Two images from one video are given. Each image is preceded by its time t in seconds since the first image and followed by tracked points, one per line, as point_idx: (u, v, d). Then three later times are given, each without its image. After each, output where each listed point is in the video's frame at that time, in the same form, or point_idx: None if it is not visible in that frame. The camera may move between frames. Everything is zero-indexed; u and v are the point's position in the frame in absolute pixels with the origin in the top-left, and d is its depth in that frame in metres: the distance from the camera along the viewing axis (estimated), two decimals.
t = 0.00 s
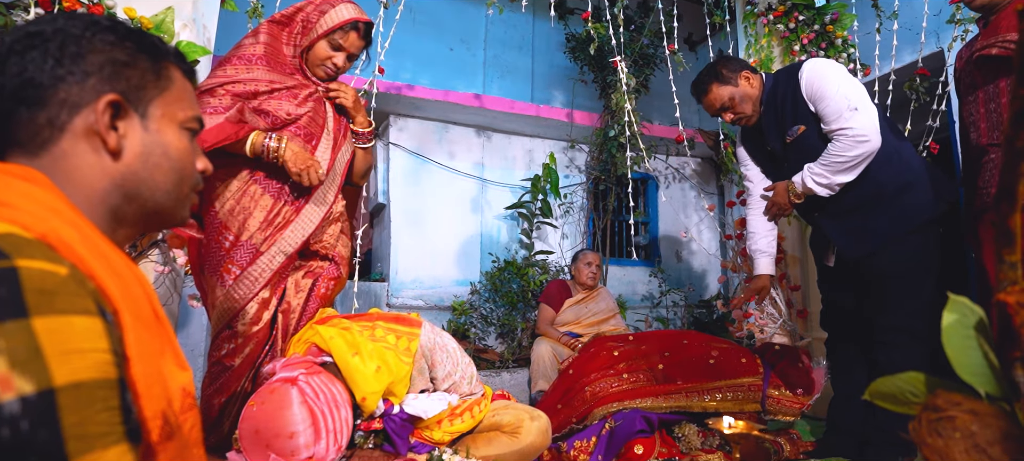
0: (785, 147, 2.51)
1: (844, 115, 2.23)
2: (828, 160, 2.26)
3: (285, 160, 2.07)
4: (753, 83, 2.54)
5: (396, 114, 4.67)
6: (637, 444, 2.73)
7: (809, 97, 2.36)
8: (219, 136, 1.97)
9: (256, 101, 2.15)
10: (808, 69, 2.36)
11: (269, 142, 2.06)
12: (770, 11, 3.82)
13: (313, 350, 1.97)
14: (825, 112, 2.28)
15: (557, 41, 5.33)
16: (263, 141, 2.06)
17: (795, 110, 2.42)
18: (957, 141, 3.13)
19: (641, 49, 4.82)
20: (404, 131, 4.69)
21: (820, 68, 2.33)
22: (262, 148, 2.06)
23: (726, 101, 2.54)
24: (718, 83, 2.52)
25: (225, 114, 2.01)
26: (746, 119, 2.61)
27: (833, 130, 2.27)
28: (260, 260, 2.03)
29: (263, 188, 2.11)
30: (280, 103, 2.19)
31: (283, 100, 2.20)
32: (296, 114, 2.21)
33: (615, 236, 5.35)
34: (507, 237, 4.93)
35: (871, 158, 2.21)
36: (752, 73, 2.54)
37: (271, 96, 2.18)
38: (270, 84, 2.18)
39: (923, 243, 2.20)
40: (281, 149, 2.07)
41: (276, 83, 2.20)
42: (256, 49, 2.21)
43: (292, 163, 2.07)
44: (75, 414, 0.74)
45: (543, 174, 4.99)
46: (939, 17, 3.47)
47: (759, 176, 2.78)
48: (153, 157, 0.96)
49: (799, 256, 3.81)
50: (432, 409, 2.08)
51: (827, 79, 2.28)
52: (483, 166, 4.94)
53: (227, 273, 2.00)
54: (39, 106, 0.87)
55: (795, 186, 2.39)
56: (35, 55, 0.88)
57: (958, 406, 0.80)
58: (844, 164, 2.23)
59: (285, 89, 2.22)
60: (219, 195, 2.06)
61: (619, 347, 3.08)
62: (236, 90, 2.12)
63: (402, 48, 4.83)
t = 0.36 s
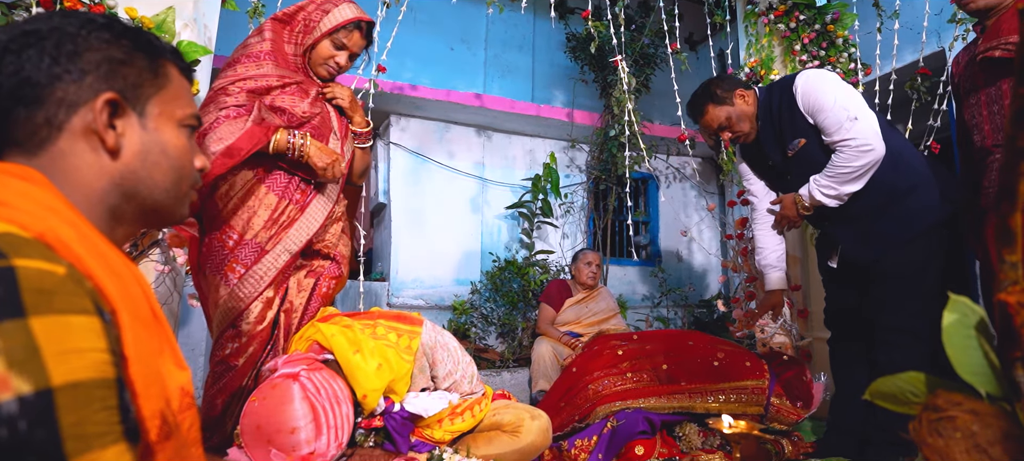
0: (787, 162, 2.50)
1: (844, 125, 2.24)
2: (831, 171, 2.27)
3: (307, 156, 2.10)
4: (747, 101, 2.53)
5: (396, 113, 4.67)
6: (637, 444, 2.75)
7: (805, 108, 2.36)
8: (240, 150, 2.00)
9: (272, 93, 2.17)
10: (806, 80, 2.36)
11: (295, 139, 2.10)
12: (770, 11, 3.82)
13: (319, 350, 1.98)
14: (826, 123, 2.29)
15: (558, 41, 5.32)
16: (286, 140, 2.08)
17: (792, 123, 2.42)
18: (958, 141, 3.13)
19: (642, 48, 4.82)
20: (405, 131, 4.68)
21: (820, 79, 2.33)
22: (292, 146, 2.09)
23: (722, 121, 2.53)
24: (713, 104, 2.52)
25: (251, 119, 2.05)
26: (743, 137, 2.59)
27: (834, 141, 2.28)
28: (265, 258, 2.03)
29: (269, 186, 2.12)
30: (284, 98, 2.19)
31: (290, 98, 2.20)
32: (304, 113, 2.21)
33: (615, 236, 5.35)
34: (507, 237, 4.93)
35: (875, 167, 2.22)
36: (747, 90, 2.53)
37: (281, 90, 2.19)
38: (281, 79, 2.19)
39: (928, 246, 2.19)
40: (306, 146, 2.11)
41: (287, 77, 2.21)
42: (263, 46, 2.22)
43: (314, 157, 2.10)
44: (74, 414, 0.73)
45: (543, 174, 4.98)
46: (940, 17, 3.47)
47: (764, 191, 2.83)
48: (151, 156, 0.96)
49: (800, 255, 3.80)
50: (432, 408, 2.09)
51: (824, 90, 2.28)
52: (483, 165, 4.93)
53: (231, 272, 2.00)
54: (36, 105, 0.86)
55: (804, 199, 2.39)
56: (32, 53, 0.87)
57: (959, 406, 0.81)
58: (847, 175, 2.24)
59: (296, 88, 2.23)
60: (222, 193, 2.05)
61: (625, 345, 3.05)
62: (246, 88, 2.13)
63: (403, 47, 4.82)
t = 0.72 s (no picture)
0: (791, 181, 2.52)
1: (845, 140, 2.25)
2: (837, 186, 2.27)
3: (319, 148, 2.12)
4: (744, 124, 2.55)
5: (396, 113, 4.67)
6: (638, 443, 2.76)
7: (803, 126, 2.40)
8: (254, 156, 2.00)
9: (280, 94, 2.17)
10: (802, 98, 2.39)
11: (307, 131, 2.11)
12: (770, 11, 3.83)
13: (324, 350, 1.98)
14: (826, 139, 2.31)
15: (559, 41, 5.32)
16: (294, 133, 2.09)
17: (792, 143, 2.45)
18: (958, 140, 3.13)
19: (641, 48, 4.82)
20: (406, 131, 4.68)
21: (816, 96, 2.36)
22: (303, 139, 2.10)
23: (721, 147, 2.56)
24: (710, 131, 2.53)
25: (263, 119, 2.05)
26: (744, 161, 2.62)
27: (836, 157, 2.29)
28: (269, 257, 2.04)
29: (272, 185, 2.11)
30: (285, 97, 2.18)
31: (293, 99, 2.20)
32: (305, 113, 2.22)
33: (614, 235, 5.35)
34: (507, 236, 4.93)
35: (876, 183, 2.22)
36: (742, 113, 2.56)
37: (285, 92, 2.19)
38: (286, 80, 2.19)
39: (936, 247, 2.19)
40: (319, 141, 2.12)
41: (292, 79, 2.21)
42: (266, 46, 2.21)
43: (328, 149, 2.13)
44: (71, 414, 0.73)
45: (543, 173, 4.99)
46: (940, 17, 3.47)
47: (767, 207, 2.82)
48: (148, 153, 0.96)
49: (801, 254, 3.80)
50: (432, 405, 2.09)
51: (821, 107, 2.31)
52: (483, 165, 4.94)
53: (235, 271, 2.00)
54: (30, 104, 0.87)
55: (811, 214, 2.38)
56: (24, 51, 0.88)
57: (957, 405, 0.80)
58: (854, 189, 2.24)
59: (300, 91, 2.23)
60: (226, 193, 2.03)
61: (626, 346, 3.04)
62: (250, 86, 2.13)
63: (403, 47, 4.82)
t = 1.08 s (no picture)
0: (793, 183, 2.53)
1: (845, 149, 2.27)
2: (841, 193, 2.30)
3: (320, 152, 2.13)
4: (744, 140, 2.59)
5: (397, 113, 4.67)
6: (637, 442, 2.76)
7: (802, 136, 2.42)
8: (251, 151, 2.01)
9: (279, 95, 2.16)
10: (798, 108, 2.41)
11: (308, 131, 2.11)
12: (770, 11, 3.83)
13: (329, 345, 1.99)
14: (826, 148, 2.32)
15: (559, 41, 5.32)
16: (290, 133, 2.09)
17: (791, 153, 2.47)
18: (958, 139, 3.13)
19: (641, 48, 4.82)
20: (405, 131, 4.69)
21: (812, 105, 2.38)
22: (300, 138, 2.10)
23: (722, 162, 2.60)
24: (710, 147, 2.57)
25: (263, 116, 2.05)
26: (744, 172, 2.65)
27: (838, 165, 2.31)
28: (272, 256, 2.04)
29: (273, 184, 2.12)
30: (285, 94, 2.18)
31: (295, 97, 2.20)
32: (307, 111, 2.21)
33: (614, 235, 5.35)
34: (507, 236, 4.94)
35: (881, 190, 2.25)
36: (740, 128, 2.59)
37: (285, 92, 2.18)
38: (285, 79, 2.19)
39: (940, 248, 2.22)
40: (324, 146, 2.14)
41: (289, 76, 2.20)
42: (265, 46, 2.20)
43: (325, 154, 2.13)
44: (70, 411, 0.73)
45: (543, 173, 4.99)
46: (941, 16, 3.47)
47: (771, 219, 2.82)
48: (145, 151, 0.96)
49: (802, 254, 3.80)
50: (432, 401, 2.09)
51: (819, 117, 2.33)
52: (484, 164, 4.94)
53: (237, 270, 2.00)
54: (28, 101, 0.87)
55: (816, 221, 2.42)
56: (22, 48, 0.88)
57: (956, 404, 0.80)
58: (858, 196, 2.26)
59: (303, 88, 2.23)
60: (228, 191, 2.04)
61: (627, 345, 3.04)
62: (250, 84, 2.13)
63: (403, 47, 4.83)
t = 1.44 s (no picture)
0: (793, 187, 2.53)
1: (843, 153, 2.26)
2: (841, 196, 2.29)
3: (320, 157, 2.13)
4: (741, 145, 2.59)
5: (397, 113, 4.68)
6: (638, 442, 2.76)
7: (801, 140, 2.42)
8: (256, 150, 2.01)
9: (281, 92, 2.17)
10: (796, 114, 2.41)
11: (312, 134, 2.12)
12: (770, 10, 3.82)
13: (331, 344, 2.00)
14: (825, 153, 2.32)
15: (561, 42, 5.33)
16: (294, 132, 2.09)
17: (791, 158, 2.47)
18: (958, 139, 3.13)
19: (641, 47, 4.82)
20: (405, 130, 4.69)
21: (808, 111, 2.39)
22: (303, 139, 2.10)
23: (720, 168, 2.60)
24: (708, 153, 2.57)
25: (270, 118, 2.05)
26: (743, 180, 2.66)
27: (837, 169, 2.30)
28: (274, 255, 2.04)
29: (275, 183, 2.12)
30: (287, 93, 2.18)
31: (298, 96, 2.21)
32: (309, 110, 2.21)
33: (614, 234, 5.36)
34: (507, 235, 4.94)
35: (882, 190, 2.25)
36: (739, 134, 2.60)
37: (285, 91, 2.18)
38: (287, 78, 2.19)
39: (939, 249, 2.23)
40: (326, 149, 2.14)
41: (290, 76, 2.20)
42: (266, 43, 2.21)
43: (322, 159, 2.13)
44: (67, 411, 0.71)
45: (543, 172, 4.98)
46: (941, 16, 3.45)
47: (771, 225, 2.82)
48: (147, 150, 0.96)
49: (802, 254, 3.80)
50: (432, 400, 2.09)
51: (816, 122, 2.33)
52: (484, 164, 4.94)
53: (239, 269, 2.00)
54: (31, 94, 0.86)
55: (817, 224, 2.42)
56: (30, 43, 0.88)
57: (955, 402, 0.80)
58: (858, 199, 2.26)
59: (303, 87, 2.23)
60: (229, 190, 2.04)
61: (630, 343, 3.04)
62: (252, 82, 2.13)
63: (403, 46, 4.83)
